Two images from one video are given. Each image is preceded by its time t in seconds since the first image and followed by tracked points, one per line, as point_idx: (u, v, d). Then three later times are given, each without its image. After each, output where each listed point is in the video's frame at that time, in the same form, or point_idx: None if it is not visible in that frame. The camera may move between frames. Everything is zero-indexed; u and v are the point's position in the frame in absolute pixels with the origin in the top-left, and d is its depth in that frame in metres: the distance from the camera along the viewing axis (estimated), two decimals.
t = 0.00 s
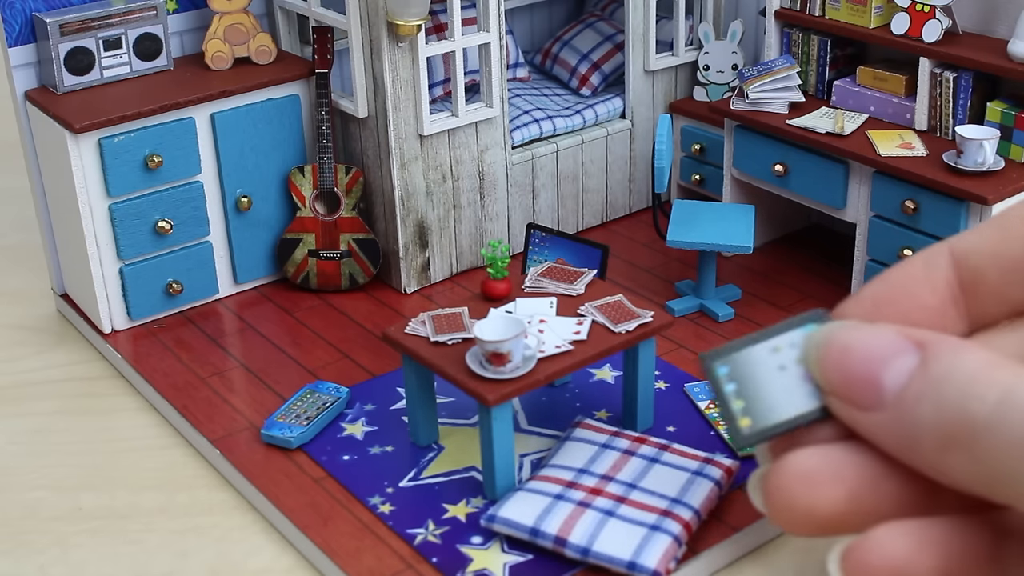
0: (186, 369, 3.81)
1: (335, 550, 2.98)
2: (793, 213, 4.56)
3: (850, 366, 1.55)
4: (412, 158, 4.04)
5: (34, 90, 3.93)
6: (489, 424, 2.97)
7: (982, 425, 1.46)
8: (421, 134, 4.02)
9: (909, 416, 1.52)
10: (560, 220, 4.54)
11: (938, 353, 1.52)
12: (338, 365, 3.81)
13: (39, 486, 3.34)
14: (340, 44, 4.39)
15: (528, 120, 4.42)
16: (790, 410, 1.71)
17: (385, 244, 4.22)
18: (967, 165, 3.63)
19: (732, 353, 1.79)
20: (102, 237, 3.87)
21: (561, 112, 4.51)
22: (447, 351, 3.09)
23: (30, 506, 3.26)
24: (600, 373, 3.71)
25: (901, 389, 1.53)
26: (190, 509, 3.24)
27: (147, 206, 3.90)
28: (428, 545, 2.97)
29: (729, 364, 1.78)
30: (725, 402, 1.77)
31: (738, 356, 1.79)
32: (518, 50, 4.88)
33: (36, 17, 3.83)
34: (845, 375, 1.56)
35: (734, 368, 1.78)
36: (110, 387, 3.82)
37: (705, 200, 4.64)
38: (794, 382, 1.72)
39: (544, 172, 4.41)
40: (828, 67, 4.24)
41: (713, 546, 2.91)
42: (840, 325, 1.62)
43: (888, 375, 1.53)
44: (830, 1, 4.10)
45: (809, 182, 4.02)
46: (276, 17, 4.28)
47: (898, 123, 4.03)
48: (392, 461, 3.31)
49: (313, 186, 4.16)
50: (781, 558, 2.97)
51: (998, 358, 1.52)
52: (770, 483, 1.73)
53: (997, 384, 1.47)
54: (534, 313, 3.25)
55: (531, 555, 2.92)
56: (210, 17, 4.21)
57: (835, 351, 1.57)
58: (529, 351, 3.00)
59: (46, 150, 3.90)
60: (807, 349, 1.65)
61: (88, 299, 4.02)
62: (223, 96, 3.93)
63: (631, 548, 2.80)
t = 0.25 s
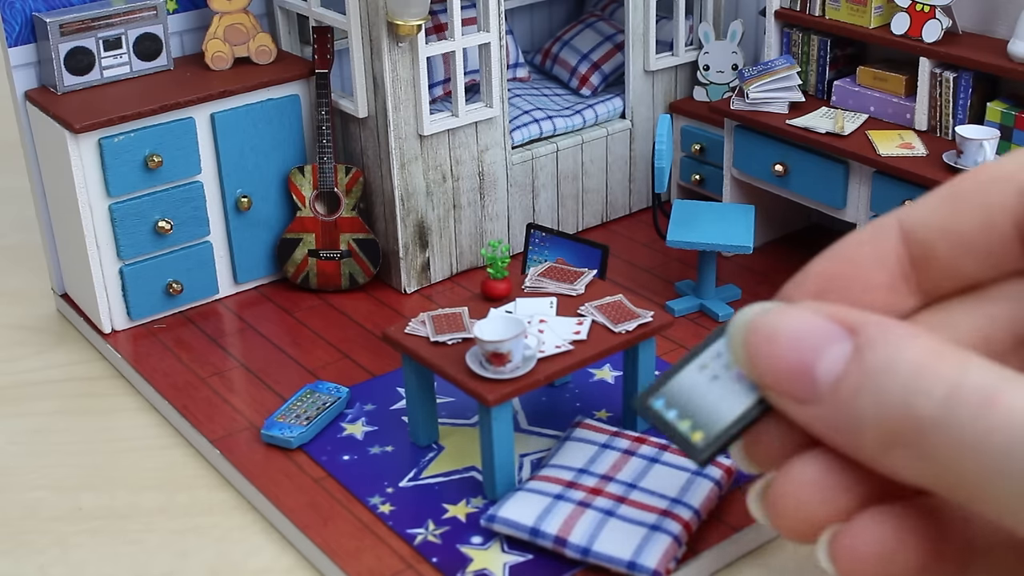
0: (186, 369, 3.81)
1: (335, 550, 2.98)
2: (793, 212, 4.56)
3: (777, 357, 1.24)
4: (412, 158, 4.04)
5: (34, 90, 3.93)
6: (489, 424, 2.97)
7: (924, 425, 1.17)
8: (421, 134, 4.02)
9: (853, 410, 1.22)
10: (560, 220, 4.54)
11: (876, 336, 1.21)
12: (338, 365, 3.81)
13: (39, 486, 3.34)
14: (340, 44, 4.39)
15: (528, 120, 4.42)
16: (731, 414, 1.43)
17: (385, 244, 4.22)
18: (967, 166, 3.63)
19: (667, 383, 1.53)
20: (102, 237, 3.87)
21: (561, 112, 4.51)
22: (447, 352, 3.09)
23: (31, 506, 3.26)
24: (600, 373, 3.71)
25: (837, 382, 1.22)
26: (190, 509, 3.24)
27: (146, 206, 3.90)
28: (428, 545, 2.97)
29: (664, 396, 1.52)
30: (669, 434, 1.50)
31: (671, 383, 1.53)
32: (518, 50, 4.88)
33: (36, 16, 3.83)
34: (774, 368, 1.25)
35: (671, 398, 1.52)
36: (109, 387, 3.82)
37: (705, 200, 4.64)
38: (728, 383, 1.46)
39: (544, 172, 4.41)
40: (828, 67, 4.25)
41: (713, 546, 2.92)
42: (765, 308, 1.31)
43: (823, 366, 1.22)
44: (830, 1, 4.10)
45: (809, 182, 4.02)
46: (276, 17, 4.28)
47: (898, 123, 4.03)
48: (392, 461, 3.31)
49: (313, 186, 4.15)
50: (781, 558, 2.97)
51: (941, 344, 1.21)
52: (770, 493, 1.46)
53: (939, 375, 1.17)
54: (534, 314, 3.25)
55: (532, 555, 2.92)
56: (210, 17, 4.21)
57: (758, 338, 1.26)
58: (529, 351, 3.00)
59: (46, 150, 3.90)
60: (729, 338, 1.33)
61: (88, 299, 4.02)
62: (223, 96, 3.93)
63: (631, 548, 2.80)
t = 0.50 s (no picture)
0: (186, 369, 3.81)
1: (335, 550, 2.98)
2: (793, 213, 4.56)
3: (755, 408, 1.34)
4: (412, 158, 4.04)
5: (34, 90, 3.93)
6: (489, 424, 2.97)
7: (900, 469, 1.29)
8: (421, 134, 4.02)
9: (829, 456, 1.32)
10: (560, 220, 4.54)
11: (848, 386, 1.31)
12: (338, 365, 3.81)
13: (39, 486, 3.34)
14: (340, 44, 4.39)
15: (528, 120, 4.42)
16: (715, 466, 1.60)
17: (385, 244, 4.22)
18: (967, 166, 3.63)
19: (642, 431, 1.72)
20: (102, 237, 3.87)
21: (561, 112, 4.51)
22: (447, 351, 3.09)
23: (30, 506, 3.26)
24: (600, 373, 3.71)
25: (812, 428, 1.32)
26: (190, 509, 3.24)
27: (146, 206, 3.90)
28: (428, 545, 2.97)
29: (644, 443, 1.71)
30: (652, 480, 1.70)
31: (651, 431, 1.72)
32: (518, 50, 4.88)
33: (36, 16, 3.83)
34: (751, 417, 1.35)
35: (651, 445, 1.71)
36: (109, 388, 3.81)
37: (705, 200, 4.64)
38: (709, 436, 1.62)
39: (544, 173, 4.41)
40: (828, 67, 4.24)
41: (713, 545, 2.91)
42: (741, 359, 1.40)
43: (798, 414, 1.32)
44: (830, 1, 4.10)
45: (809, 182, 4.02)
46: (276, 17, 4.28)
47: (898, 123, 4.03)
48: (392, 461, 3.31)
49: (313, 186, 4.16)
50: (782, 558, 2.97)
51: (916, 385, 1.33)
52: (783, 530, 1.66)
53: (911, 416, 1.28)
54: (534, 313, 3.25)
55: (532, 555, 2.91)
56: (210, 18, 4.21)
57: (736, 389, 1.36)
58: (529, 351, 3.00)
59: (46, 150, 3.90)
60: (709, 389, 1.42)
61: (88, 299, 4.02)
62: (223, 96, 3.93)
63: (631, 548, 2.80)
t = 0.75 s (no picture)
0: (186, 369, 3.81)
1: (335, 550, 2.98)
2: (793, 212, 4.56)
3: (744, 434, 1.59)
4: (412, 158, 4.04)
5: (34, 90, 3.93)
6: (489, 424, 2.97)
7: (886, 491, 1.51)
8: (421, 134, 4.02)
9: (813, 480, 1.56)
10: (560, 220, 4.54)
11: (831, 414, 1.56)
12: (338, 365, 3.81)
13: (39, 486, 3.34)
14: (340, 44, 4.38)
15: (528, 120, 4.42)
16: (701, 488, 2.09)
17: (385, 244, 4.21)
18: (967, 166, 3.63)
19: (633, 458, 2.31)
20: (102, 237, 3.87)
21: (561, 112, 4.51)
22: (447, 351, 3.09)
23: (30, 506, 3.27)
24: (600, 373, 3.71)
25: (797, 454, 1.57)
26: (190, 509, 3.24)
27: (146, 206, 3.90)
28: (428, 545, 2.97)
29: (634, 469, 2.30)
30: (643, 498, 2.28)
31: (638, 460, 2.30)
32: (518, 50, 4.88)
33: (36, 16, 3.83)
34: (740, 441, 1.59)
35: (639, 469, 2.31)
36: (109, 387, 3.81)
37: (705, 200, 4.64)
38: (691, 462, 2.11)
39: (544, 172, 4.41)
40: (828, 67, 4.24)
41: (713, 546, 2.91)
42: (730, 389, 1.66)
43: (784, 438, 1.56)
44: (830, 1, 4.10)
45: (809, 182, 4.02)
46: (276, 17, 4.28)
47: (898, 123, 4.03)
48: (392, 461, 3.31)
49: (313, 186, 4.16)
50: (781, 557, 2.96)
51: (896, 412, 1.57)
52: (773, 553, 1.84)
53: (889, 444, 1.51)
54: (534, 314, 3.25)
55: (531, 555, 2.91)
56: (211, 18, 4.21)
57: (725, 417, 1.61)
58: (529, 351, 3.00)
59: (46, 150, 3.90)
60: (700, 419, 1.68)
61: (88, 299, 4.02)
62: (223, 96, 3.93)
63: (631, 548, 2.80)
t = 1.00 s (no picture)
0: (186, 369, 3.81)
1: (335, 550, 2.98)
2: (793, 213, 4.56)
3: (756, 433, 1.53)
4: (412, 158, 4.04)
5: (34, 90, 3.93)
6: (489, 424, 2.97)
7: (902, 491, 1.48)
8: (421, 134, 4.02)
9: (827, 478, 1.52)
10: (560, 220, 4.54)
11: (845, 414, 1.52)
12: (338, 365, 3.81)
13: (39, 486, 3.34)
14: (340, 44, 4.38)
15: (528, 120, 4.42)
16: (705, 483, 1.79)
17: (385, 244, 4.21)
18: (967, 166, 3.63)
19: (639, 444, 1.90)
20: (102, 237, 3.87)
21: (561, 112, 4.51)
22: (447, 351, 3.09)
23: (30, 506, 3.26)
24: (600, 373, 3.71)
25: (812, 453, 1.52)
26: (190, 509, 3.24)
27: (146, 206, 3.90)
28: (428, 545, 2.97)
29: (638, 452, 1.90)
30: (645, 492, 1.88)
31: (645, 439, 1.89)
32: (518, 50, 4.88)
33: (36, 16, 3.83)
34: (751, 440, 1.54)
35: (644, 452, 1.89)
36: (109, 388, 3.81)
37: (705, 200, 4.64)
38: (698, 453, 1.81)
39: (544, 172, 4.41)
40: (828, 67, 4.24)
41: (713, 545, 2.91)
42: (743, 388, 1.59)
43: (800, 436, 1.51)
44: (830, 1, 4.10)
45: (809, 182, 4.02)
46: (276, 17, 4.28)
47: (898, 123, 4.03)
48: (392, 461, 3.31)
49: (313, 186, 4.16)
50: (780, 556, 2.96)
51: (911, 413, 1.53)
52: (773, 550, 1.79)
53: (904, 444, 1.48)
54: (534, 313, 3.25)
55: (531, 555, 2.91)
56: (211, 18, 4.21)
57: (738, 416, 1.55)
58: (529, 351, 3.00)
59: (46, 150, 3.90)
60: (711, 415, 1.62)
61: (88, 299, 4.02)
62: (223, 96, 3.93)
63: (631, 548, 2.80)
